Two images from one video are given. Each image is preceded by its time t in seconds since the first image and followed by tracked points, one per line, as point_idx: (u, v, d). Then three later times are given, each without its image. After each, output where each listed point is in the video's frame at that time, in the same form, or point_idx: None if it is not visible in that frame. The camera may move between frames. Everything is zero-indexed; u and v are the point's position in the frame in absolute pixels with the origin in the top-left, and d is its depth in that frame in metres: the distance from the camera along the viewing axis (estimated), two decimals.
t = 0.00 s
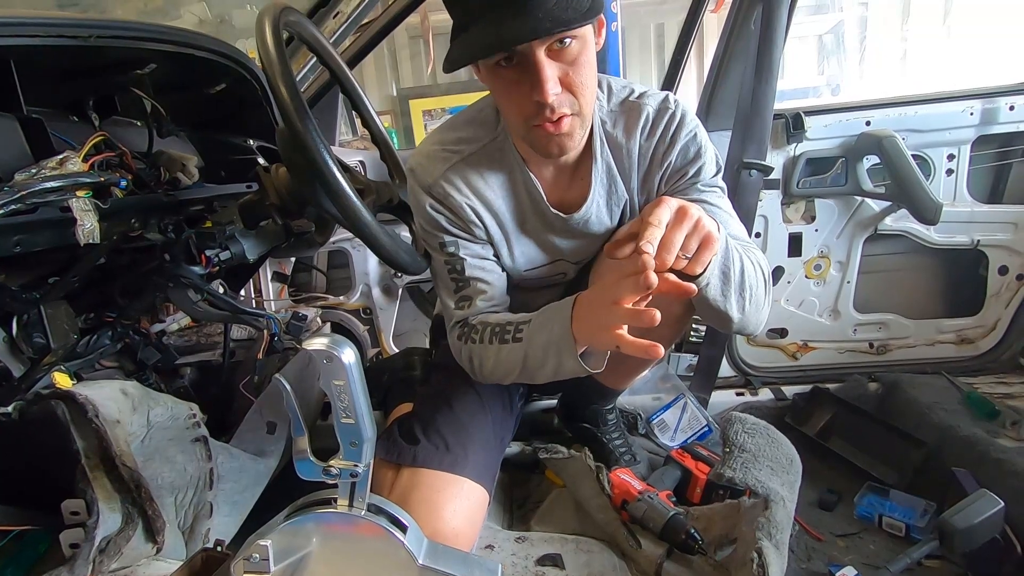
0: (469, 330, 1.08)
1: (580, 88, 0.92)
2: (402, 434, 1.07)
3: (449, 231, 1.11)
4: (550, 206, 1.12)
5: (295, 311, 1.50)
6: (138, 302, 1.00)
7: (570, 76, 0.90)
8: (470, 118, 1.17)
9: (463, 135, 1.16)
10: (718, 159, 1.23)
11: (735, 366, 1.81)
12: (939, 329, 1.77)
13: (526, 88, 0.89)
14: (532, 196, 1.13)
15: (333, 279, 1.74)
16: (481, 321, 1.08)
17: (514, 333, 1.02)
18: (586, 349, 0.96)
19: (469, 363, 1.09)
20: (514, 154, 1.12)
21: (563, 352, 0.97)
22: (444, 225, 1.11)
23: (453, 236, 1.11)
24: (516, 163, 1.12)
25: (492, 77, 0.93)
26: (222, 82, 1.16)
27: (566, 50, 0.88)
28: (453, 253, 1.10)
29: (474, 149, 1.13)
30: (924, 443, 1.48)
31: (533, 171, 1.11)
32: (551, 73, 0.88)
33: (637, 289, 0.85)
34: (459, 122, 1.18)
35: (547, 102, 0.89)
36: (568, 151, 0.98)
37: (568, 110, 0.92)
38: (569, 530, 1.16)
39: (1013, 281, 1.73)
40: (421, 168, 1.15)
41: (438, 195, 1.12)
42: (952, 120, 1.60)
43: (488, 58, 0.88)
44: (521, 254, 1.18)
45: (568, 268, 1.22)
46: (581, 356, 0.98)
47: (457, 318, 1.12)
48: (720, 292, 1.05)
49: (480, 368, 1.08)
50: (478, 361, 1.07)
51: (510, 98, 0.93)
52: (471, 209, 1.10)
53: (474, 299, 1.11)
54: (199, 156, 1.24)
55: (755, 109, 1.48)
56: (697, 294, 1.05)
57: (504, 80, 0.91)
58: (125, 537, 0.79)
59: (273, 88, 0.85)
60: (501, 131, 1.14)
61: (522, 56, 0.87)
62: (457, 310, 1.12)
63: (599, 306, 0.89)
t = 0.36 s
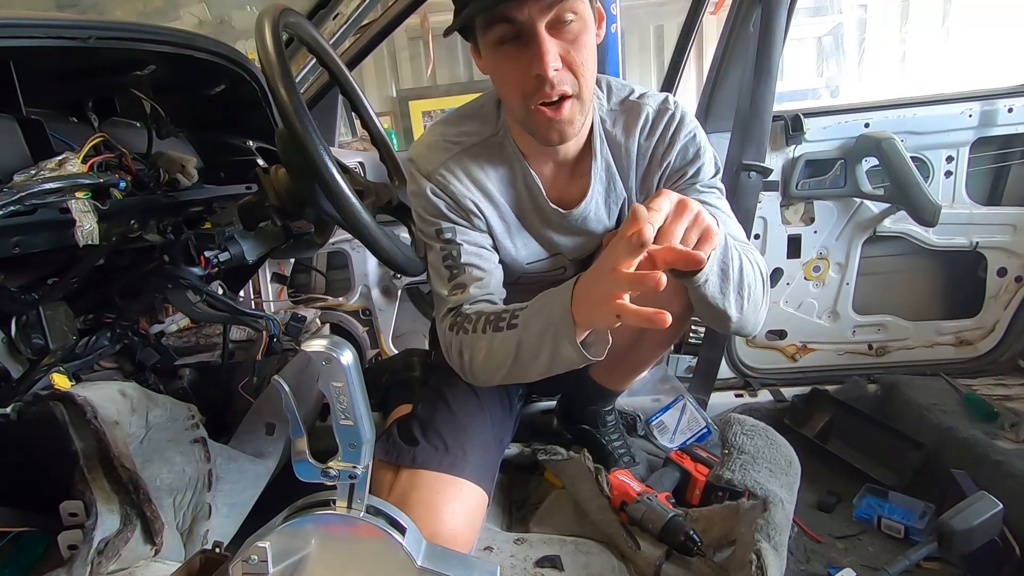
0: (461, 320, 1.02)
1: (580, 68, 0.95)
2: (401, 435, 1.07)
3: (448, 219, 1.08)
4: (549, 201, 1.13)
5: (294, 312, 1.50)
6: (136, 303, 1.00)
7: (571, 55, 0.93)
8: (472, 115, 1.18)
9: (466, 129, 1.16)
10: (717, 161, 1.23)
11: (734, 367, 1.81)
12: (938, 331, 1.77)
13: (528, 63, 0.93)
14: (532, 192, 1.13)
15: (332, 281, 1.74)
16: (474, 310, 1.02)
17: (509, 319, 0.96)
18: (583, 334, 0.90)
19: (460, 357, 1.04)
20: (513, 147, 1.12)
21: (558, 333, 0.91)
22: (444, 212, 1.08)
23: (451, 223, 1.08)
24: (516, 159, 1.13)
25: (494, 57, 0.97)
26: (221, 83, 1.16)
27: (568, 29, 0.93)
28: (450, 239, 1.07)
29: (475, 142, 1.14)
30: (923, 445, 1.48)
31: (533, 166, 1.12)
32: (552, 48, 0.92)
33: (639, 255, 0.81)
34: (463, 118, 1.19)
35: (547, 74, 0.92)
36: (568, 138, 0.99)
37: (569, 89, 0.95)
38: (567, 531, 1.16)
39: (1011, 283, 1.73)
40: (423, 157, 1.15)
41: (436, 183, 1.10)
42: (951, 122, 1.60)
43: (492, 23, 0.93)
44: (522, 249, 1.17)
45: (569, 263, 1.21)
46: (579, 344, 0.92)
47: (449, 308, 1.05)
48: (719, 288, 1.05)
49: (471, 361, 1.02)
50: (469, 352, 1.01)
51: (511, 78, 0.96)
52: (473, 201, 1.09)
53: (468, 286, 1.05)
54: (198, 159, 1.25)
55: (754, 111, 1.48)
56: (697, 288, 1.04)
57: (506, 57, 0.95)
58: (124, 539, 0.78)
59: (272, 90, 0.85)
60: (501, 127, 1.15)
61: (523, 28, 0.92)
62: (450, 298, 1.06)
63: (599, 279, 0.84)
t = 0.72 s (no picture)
0: (456, 303, 1.00)
1: (582, 56, 0.95)
2: (401, 437, 1.07)
3: (448, 206, 1.08)
4: (548, 196, 1.13)
5: (294, 313, 1.50)
6: (135, 304, 1.01)
7: (574, 42, 0.94)
8: (472, 108, 1.19)
9: (468, 121, 1.17)
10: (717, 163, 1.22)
11: (734, 368, 1.81)
12: (938, 333, 1.77)
13: (531, 49, 0.93)
14: (531, 187, 1.14)
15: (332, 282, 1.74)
16: (469, 293, 0.99)
17: (503, 297, 0.94)
18: (579, 304, 0.87)
19: (453, 342, 1.02)
20: (513, 142, 1.13)
21: (553, 301, 0.88)
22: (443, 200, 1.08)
23: (450, 210, 1.07)
24: (516, 155, 1.13)
25: (496, 44, 0.97)
26: (221, 85, 1.16)
27: (572, 16, 0.94)
28: (448, 225, 1.05)
29: (476, 133, 1.14)
30: (923, 447, 1.48)
31: (533, 160, 1.12)
32: (555, 34, 0.93)
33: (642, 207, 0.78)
34: (466, 109, 1.19)
35: (550, 58, 0.92)
36: (570, 124, 0.98)
37: (570, 76, 0.95)
38: (567, 532, 1.15)
39: (1011, 284, 1.73)
40: (425, 147, 1.15)
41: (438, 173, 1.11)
42: (951, 123, 1.60)
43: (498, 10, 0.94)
44: (523, 240, 1.15)
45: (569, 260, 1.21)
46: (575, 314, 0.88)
47: (444, 293, 1.03)
48: (719, 287, 1.04)
49: (465, 346, 0.99)
50: (462, 335, 0.99)
51: (514, 67, 0.96)
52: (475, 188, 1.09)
53: (464, 271, 1.02)
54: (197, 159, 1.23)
55: (754, 111, 1.48)
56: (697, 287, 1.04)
57: (511, 46, 0.96)
58: (123, 541, 0.78)
59: (272, 92, 0.85)
60: (502, 122, 1.15)
61: (528, 13, 0.93)
62: (445, 283, 1.03)
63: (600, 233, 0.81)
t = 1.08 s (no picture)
0: (467, 318, 1.06)
1: (587, 81, 0.93)
2: (401, 438, 1.07)
3: (450, 220, 1.10)
4: (546, 197, 1.12)
5: (294, 314, 1.50)
6: (135, 306, 1.00)
7: (581, 68, 0.91)
8: (470, 108, 1.18)
9: (463, 124, 1.17)
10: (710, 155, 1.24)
11: (734, 369, 1.81)
12: (939, 334, 1.77)
13: (540, 77, 0.90)
14: (529, 187, 1.13)
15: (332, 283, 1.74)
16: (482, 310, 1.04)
17: (512, 325, 0.99)
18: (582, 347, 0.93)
19: (467, 347, 1.08)
20: (511, 143, 1.12)
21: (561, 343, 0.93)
22: (444, 214, 1.10)
23: (452, 224, 1.09)
24: (513, 154, 1.12)
25: (510, 70, 0.92)
26: (222, 86, 1.16)
27: (580, 41, 0.90)
28: (451, 240, 1.09)
29: (473, 138, 1.14)
30: (923, 449, 1.48)
31: (531, 162, 1.12)
32: (564, 64, 0.89)
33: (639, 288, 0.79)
34: (461, 112, 1.19)
35: (559, 91, 0.90)
36: (571, 140, 0.98)
37: (576, 102, 0.93)
38: (567, 534, 1.15)
39: (1012, 286, 1.73)
40: (421, 156, 1.16)
41: (437, 180, 1.12)
42: (951, 125, 1.60)
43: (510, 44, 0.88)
44: (517, 245, 1.16)
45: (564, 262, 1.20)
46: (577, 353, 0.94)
47: (457, 304, 1.09)
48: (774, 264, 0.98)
49: (478, 354, 1.06)
50: (477, 344, 1.05)
51: (521, 90, 0.93)
52: (472, 197, 1.10)
53: (473, 286, 1.08)
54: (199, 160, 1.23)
55: (754, 112, 1.48)
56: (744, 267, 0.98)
57: (517, 70, 0.92)
58: (122, 543, 0.78)
59: (272, 91, 0.85)
60: (499, 122, 1.14)
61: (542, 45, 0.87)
62: (457, 298, 1.09)
63: (600, 303, 0.83)
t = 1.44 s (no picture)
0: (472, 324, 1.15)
1: (581, 99, 0.92)
2: (400, 438, 1.06)
3: (448, 227, 1.13)
4: (543, 200, 1.13)
5: (294, 313, 1.51)
6: (137, 304, 1.00)
7: (573, 89, 0.90)
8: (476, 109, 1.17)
9: (462, 125, 1.16)
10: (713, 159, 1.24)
11: (734, 369, 1.81)
12: (939, 334, 1.77)
13: (532, 100, 0.89)
14: (528, 193, 1.13)
15: (333, 282, 1.74)
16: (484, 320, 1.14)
17: (527, 349, 1.08)
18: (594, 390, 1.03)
19: (469, 335, 1.17)
20: (511, 148, 1.12)
21: (571, 378, 1.03)
22: (444, 220, 1.13)
23: (450, 232, 1.13)
24: (514, 158, 1.12)
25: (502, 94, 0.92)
26: (222, 85, 1.17)
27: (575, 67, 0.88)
28: (450, 248, 1.14)
29: (474, 141, 1.13)
30: (923, 448, 1.47)
31: (528, 165, 1.12)
32: (555, 87, 0.88)
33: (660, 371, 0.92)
34: (465, 113, 1.18)
35: (549, 114, 0.89)
36: (564, 155, 0.98)
37: (569, 121, 0.92)
38: (566, 533, 1.15)
39: (1012, 286, 1.73)
40: (424, 159, 1.17)
41: (440, 186, 1.13)
42: (951, 125, 1.60)
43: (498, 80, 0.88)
44: (509, 247, 1.18)
45: (553, 268, 1.22)
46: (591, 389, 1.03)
47: (458, 305, 1.17)
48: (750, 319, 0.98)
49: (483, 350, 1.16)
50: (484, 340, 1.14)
51: (514, 109, 0.93)
52: (471, 201, 1.12)
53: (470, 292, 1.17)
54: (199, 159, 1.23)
55: (755, 112, 1.48)
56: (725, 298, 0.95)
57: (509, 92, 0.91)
58: (122, 541, 0.79)
59: (273, 92, 0.85)
60: (500, 124, 1.13)
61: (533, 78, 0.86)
62: (456, 300, 1.17)
63: (627, 372, 0.95)
